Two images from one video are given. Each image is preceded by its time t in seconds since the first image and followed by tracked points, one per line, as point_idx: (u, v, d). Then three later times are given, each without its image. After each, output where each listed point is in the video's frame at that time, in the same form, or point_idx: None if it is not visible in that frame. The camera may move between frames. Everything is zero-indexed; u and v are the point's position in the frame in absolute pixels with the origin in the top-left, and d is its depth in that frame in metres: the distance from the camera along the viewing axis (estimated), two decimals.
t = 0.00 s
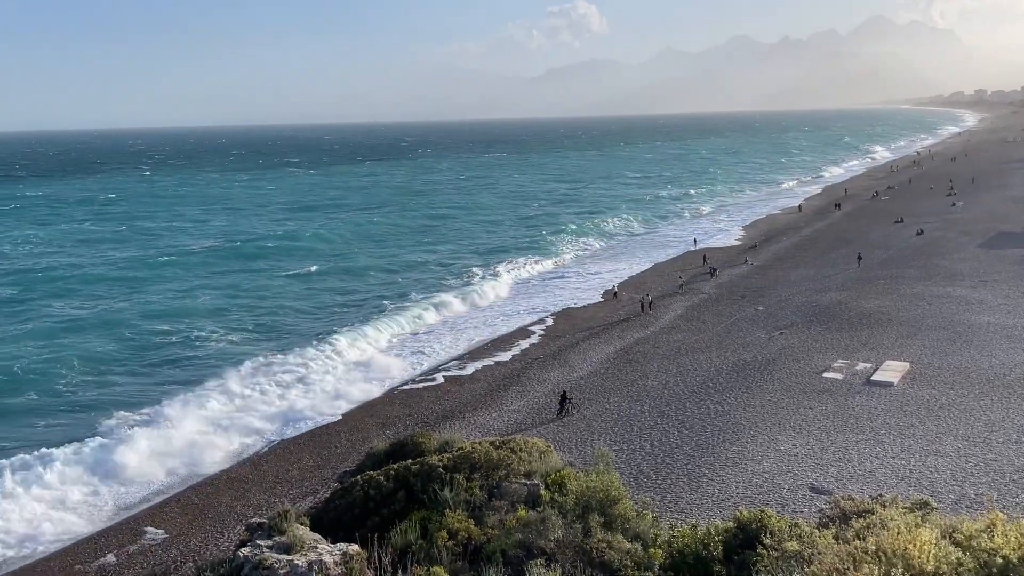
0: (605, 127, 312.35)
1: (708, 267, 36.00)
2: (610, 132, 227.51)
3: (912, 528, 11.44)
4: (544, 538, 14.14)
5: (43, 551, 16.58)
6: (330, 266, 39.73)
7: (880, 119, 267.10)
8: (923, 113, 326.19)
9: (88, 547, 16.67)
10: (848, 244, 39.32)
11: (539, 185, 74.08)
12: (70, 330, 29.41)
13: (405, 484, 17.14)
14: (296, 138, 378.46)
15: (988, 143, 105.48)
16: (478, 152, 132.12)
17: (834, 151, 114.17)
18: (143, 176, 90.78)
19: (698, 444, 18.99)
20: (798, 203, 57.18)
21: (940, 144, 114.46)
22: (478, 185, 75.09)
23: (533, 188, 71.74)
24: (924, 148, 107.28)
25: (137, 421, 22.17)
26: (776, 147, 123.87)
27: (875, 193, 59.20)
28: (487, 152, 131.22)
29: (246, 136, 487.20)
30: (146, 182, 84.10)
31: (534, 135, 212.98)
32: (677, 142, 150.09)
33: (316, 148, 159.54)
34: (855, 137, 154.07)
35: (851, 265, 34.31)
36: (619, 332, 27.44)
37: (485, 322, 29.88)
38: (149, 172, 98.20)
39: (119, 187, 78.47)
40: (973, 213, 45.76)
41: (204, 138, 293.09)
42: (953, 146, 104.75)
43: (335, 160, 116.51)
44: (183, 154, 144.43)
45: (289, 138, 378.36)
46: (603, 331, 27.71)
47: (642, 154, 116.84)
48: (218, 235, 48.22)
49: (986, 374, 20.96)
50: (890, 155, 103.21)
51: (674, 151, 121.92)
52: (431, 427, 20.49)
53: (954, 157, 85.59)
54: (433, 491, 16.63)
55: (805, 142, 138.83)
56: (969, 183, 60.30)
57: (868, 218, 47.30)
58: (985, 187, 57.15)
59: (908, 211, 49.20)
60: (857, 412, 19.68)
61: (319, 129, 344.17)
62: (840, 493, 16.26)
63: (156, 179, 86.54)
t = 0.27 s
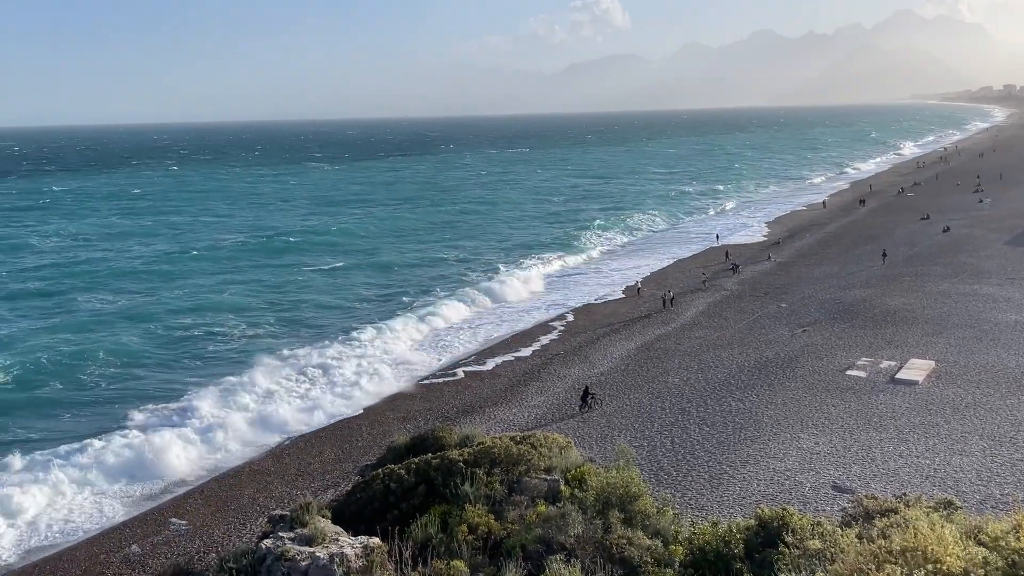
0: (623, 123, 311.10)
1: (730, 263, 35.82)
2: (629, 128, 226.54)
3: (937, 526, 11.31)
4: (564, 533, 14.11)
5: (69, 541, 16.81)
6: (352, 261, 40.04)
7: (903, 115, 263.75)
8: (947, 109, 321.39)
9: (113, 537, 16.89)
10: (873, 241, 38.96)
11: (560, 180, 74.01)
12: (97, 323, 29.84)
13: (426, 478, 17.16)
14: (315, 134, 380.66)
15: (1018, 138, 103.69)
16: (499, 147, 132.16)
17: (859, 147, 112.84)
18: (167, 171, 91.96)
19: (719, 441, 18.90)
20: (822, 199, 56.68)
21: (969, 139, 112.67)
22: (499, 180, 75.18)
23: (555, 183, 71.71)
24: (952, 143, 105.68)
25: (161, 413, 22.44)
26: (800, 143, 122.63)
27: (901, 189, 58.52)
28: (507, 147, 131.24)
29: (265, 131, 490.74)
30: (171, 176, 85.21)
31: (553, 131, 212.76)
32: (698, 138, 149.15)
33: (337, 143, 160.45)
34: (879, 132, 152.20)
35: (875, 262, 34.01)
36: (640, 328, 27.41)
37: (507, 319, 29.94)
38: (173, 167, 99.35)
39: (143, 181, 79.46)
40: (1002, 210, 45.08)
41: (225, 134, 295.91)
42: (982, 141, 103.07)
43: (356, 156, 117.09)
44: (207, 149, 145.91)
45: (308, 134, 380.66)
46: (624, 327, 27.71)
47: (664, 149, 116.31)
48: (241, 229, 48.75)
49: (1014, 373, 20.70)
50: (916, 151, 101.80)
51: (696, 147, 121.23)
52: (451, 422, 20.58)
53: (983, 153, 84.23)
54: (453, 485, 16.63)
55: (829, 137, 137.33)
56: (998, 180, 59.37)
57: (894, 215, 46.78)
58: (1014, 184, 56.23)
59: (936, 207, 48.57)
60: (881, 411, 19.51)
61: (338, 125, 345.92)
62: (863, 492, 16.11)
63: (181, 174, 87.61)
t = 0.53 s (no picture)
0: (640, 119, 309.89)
1: (751, 260, 35.66)
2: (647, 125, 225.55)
3: (960, 526, 11.18)
4: (582, 529, 14.05)
5: (92, 532, 17.01)
6: (371, 256, 40.32)
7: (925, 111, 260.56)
8: (970, 104, 316.42)
9: (135, 529, 17.08)
10: (896, 238, 38.60)
11: (579, 177, 73.89)
12: (120, 316, 30.25)
13: (444, 473, 17.15)
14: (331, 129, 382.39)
15: None
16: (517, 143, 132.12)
17: (882, 143, 111.56)
18: (189, 166, 92.95)
19: (739, 439, 18.81)
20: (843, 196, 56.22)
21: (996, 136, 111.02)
22: (518, 177, 75.19)
23: (574, 179, 71.65)
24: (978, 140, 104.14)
25: (183, 407, 22.67)
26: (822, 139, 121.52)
27: (925, 187, 57.85)
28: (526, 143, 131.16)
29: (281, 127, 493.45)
30: (192, 171, 86.12)
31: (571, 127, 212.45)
32: (718, 134, 148.30)
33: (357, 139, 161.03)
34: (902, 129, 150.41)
35: (899, 259, 33.69)
36: (659, 325, 27.38)
37: (526, 316, 29.95)
38: (195, 162, 100.29)
39: (166, 176, 80.28)
40: None
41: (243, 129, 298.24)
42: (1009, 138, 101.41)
43: (375, 152, 117.45)
44: (229, 144, 147.13)
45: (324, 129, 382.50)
46: (643, 324, 27.72)
47: (683, 145, 115.74)
48: (261, 224, 49.18)
49: None
50: (940, 147, 100.45)
51: (717, 143, 120.43)
52: (470, 417, 20.66)
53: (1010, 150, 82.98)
54: (471, 481, 16.60)
55: (851, 134, 135.98)
56: None
57: (918, 212, 46.28)
58: None
59: (961, 205, 47.98)
60: (903, 410, 19.35)
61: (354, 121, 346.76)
62: (884, 492, 15.95)
63: (202, 169, 88.51)
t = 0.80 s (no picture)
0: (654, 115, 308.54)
1: (768, 258, 35.49)
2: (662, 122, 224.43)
3: (982, 527, 11.03)
4: (597, 526, 13.91)
5: (112, 524, 17.16)
6: (387, 253, 40.47)
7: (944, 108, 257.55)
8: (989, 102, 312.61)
9: (154, 522, 17.21)
10: (916, 237, 38.26)
11: (595, 173, 73.72)
12: (138, 311, 30.61)
13: (461, 469, 17.14)
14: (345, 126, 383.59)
15: None
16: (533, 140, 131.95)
17: (902, 140, 110.31)
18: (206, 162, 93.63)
19: (756, 438, 18.72)
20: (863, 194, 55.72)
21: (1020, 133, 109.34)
22: (534, 174, 75.12)
23: (590, 176, 71.49)
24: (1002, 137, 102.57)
25: (201, 402, 22.81)
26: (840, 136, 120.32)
27: (945, 185, 57.21)
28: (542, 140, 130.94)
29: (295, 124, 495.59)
30: (209, 167, 86.77)
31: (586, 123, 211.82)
32: (734, 131, 147.34)
33: (371, 135, 161.41)
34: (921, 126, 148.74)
35: (919, 258, 33.39)
36: (676, 323, 27.33)
37: (543, 314, 29.92)
38: (213, 158, 101.03)
39: (184, 172, 81.02)
40: None
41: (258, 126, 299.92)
42: None
43: (390, 149, 117.77)
44: (247, 141, 148.14)
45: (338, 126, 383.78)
46: (660, 322, 27.68)
47: (701, 142, 115.05)
48: (277, 221, 49.52)
49: None
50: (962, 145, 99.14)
51: (734, 140, 119.74)
52: (486, 414, 20.72)
53: None
54: (487, 477, 16.56)
55: (870, 131, 134.62)
56: None
57: (939, 211, 45.80)
58: None
59: (983, 203, 47.41)
60: (923, 410, 19.19)
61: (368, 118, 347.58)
62: (903, 492, 15.82)
63: (219, 165, 89.20)
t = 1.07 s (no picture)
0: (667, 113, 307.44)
1: (783, 257, 35.33)
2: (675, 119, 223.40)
3: (1002, 528, 10.91)
4: (610, 524, 13.87)
5: (129, 517, 17.28)
6: (400, 250, 40.61)
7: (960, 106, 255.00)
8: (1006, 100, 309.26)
9: (170, 516, 17.35)
10: (933, 236, 37.94)
11: (609, 171, 73.62)
12: (154, 307, 30.94)
13: (474, 467, 17.14)
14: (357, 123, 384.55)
15: None
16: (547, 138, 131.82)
17: (920, 139, 109.22)
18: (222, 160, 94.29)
19: (771, 437, 18.64)
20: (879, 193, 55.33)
21: None
22: (547, 171, 75.08)
23: (604, 174, 71.39)
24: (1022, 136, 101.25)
25: (217, 398, 22.99)
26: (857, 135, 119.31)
27: (964, 183, 56.65)
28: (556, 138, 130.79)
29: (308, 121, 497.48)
30: (224, 164, 87.36)
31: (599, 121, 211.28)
32: (749, 129, 146.53)
33: (384, 133, 161.80)
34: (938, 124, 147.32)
35: (936, 257, 33.13)
36: (690, 321, 27.27)
37: (557, 312, 29.91)
38: (229, 155, 101.69)
39: (199, 169, 81.64)
40: None
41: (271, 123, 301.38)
42: None
43: (405, 146, 118.16)
44: (263, 138, 148.84)
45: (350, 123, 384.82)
46: (674, 320, 27.63)
47: (715, 140, 114.50)
48: (291, 218, 49.81)
49: None
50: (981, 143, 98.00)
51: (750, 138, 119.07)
52: (500, 411, 20.77)
53: None
54: (500, 475, 16.55)
55: (886, 129, 133.47)
56: None
57: (957, 210, 45.37)
58: None
59: (1003, 202, 46.90)
60: (940, 410, 19.05)
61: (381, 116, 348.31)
62: (919, 492, 15.70)
63: (234, 162, 89.81)
